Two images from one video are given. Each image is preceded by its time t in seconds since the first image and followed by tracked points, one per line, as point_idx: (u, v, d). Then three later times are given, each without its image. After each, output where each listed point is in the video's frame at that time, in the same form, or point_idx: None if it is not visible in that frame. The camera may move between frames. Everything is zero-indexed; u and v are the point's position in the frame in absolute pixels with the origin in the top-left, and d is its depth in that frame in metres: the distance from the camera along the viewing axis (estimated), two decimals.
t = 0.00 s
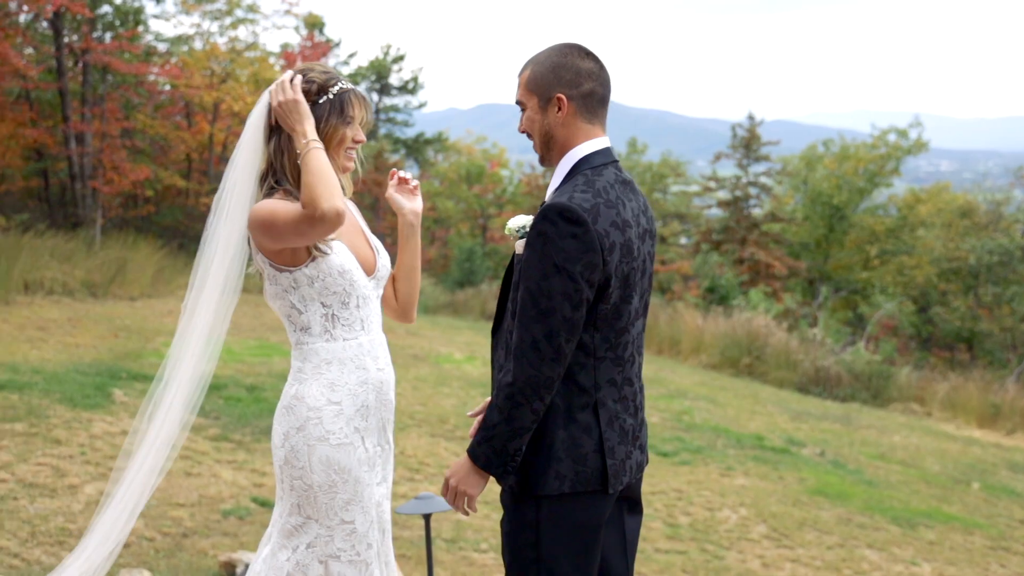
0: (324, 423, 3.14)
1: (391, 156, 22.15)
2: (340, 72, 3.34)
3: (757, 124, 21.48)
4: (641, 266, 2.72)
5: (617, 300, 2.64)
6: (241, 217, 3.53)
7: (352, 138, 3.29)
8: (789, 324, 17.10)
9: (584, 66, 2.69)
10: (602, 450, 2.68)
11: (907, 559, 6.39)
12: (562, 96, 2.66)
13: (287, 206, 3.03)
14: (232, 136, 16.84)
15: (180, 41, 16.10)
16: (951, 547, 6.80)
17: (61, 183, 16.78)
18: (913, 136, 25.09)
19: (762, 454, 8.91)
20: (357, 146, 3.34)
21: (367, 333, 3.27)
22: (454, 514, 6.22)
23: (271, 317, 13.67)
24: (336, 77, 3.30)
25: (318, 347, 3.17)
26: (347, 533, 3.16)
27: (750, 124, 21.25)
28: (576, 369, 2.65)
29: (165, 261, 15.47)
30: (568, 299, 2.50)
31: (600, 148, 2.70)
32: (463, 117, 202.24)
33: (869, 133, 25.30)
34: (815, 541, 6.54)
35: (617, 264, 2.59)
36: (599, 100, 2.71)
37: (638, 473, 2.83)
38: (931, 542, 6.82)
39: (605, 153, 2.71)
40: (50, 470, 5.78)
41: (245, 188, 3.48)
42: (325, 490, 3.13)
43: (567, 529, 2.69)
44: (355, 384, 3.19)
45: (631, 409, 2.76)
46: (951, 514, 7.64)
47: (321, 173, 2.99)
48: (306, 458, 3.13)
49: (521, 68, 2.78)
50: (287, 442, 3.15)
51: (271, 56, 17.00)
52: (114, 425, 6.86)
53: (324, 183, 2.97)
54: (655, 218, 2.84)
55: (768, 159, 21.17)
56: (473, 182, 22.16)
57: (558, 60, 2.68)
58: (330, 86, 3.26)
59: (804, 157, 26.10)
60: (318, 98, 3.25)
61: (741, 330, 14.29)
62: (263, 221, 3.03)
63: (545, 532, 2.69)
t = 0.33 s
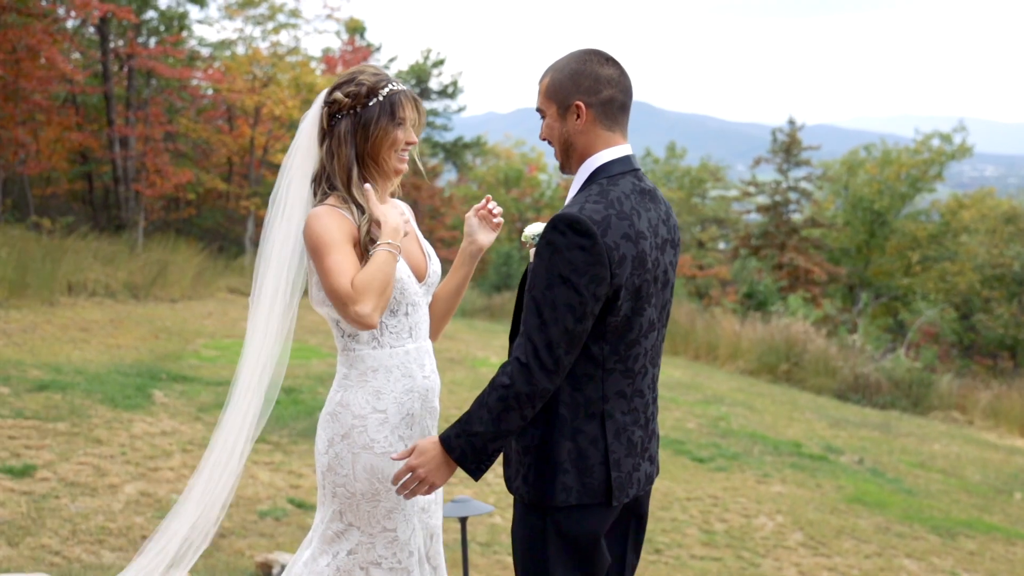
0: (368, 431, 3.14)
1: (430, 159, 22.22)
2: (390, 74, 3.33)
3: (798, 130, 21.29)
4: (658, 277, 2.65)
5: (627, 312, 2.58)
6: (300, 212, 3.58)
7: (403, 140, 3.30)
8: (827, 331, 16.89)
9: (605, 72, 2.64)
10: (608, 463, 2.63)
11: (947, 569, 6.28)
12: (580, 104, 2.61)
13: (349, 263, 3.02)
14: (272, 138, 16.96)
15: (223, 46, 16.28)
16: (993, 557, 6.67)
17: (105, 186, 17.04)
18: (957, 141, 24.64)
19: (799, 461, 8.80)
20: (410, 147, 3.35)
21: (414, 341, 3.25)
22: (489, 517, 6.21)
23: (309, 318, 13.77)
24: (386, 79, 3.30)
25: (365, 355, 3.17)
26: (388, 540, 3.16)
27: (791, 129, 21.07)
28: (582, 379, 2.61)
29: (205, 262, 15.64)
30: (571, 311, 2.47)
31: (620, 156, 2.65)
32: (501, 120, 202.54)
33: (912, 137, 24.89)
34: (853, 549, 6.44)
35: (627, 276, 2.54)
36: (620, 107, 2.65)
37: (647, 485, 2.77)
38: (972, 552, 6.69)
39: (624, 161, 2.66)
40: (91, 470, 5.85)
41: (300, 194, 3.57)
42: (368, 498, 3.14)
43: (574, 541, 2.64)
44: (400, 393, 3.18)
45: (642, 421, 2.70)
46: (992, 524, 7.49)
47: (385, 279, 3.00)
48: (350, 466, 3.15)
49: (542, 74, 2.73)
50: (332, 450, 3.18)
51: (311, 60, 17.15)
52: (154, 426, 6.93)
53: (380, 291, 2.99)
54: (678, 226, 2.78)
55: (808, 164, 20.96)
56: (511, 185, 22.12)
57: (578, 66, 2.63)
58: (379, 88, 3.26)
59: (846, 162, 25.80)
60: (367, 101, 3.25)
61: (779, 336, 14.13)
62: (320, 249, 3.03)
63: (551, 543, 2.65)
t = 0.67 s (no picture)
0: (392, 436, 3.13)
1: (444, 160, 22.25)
2: (417, 73, 3.34)
3: (813, 129, 21.21)
4: (659, 281, 2.68)
5: (627, 315, 2.61)
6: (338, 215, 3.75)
7: (428, 139, 3.29)
8: (843, 331, 16.81)
9: (609, 74, 2.65)
10: (604, 466, 2.67)
11: (964, 570, 6.24)
12: (584, 105, 2.63)
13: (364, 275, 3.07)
14: (287, 140, 17.01)
15: (237, 47, 16.25)
16: (1010, 559, 6.62)
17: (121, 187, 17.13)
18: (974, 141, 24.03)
19: (815, 462, 8.76)
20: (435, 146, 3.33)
21: (441, 344, 3.25)
22: (503, 518, 6.21)
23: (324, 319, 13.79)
24: (412, 77, 3.30)
25: (390, 358, 3.17)
26: (412, 544, 3.14)
27: (806, 128, 21.00)
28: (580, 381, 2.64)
29: (220, 263, 15.70)
30: (570, 312, 2.49)
31: (622, 159, 2.67)
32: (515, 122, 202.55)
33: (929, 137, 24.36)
34: (869, 551, 6.41)
35: (629, 278, 2.56)
36: (623, 111, 2.67)
37: (643, 490, 2.81)
38: (989, 555, 6.64)
39: (627, 164, 2.68)
40: (108, 469, 5.88)
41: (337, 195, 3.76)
42: (392, 503, 3.12)
43: (570, 543, 2.68)
44: (425, 397, 3.17)
45: (637, 426, 2.74)
46: (1010, 526, 7.43)
47: (391, 286, 3.00)
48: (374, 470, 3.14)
49: (546, 75, 2.75)
50: (356, 453, 3.17)
51: (326, 61, 17.22)
52: (170, 425, 6.96)
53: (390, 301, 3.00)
54: (679, 230, 2.81)
55: (823, 163, 20.88)
56: (525, 186, 22.04)
57: (582, 68, 2.65)
58: (406, 86, 3.26)
59: (861, 162, 25.69)
60: (393, 99, 3.25)
61: (794, 336, 14.09)
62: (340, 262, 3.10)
63: (552, 544, 2.69)
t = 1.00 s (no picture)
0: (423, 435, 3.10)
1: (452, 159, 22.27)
2: (442, 73, 3.26)
3: (821, 128, 21.17)
4: (657, 281, 2.72)
5: (628, 315, 2.65)
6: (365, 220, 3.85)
7: (455, 140, 3.23)
8: (851, 330, 16.78)
9: (612, 78, 2.66)
10: (608, 462, 2.70)
11: (973, 570, 6.21)
12: (584, 106, 2.63)
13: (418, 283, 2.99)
14: (295, 140, 17.00)
15: (245, 47, 16.33)
16: (1020, 559, 6.58)
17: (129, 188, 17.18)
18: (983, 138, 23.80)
19: (823, 461, 8.73)
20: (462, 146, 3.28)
21: (471, 343, 3.22)
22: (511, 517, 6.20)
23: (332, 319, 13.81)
24: (437, 78, 3.22)
25: (420, 358, 3.14)
26: (439, 544, 3.09)
27: (813, 126, 20.95)
28: (583, 379, 2.66)
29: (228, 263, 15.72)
30: (576, 314, 2.49)
31: (620, 160, 2.68)
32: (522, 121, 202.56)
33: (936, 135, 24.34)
34: (878, 550, 6.39)
35: (632, 279, 2.59)
36: (623, 114, 2.68)
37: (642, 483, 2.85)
38: (999, 554, 6.61)
39: (624, 165, 2.70)
40: (117, 469, 5.89)
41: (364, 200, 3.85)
42: (421, 503, 3.09)
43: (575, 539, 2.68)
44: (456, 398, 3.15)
45: (637, 421, 2.78)
46: (1019, 526, 7.39)
47: (444, 305, 2.89)
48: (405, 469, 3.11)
49: (546, 71, 2.74)
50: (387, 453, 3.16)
51: (333, 61, 17.24)
52: (178, 425, 6.97)
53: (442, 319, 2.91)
54: (672, 229, 2.85)
55: (831, 162, 20.82)
56: (532, 185, 21.96)
57: (586, 69, 2.65)
58: (431, 88, 3.18)
59: (870, 160, 25.64)
60: (418, 101, 3.18)
61: (803, 335, 14.05)
62: (384, 268, 2.99)
63: (557, 541, 2.68)
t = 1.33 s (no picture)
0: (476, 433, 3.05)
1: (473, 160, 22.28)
2: (484, 72, 3.23)
3: (844, 128, 21.03)
4: (670, 276, 2.81)
5: (644, 309, 2.74)
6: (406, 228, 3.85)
7: (502, 136, 3.19)
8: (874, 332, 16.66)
9: (619, 79, 2.78)
10: (633, 455, 2.77)
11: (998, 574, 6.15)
12: (591, 106, 2.75)
13: (481, 287, 2.94)
14: (317, 141, 17.01)
15: (268, 49, 16.44)
16: None
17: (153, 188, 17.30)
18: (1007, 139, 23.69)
19: (846, 463, 8.67)
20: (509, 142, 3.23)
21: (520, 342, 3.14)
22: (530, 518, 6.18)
23: (352, 321, 13.84)
24: (479, 77, 3.20)
25: (468, 358, 3.08)
26: (494, 542, 3.04)
27: (836, 127, 20.82)
28: (605, 374, 2.75)
29: (250, 264, 15.79)
30: (591, 309, 2.60)
31: (628, 158, 2.79)
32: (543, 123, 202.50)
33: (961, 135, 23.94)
34: (901, 553, 6.33)
35: (644, 274, 2.69)
36: (629, 116, 2.80)
37: (666, 475, 2.93)
38: None
39: (632, 163, 2.80)
40: (140, 468, 5.92)
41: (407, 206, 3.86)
42: (475, 500, 3.05)
43: (601, 532, 2.77)
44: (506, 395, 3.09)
45: (659, 415, 2.86)
46: None
47: (525, 320, 2.82)
48: (458, 468, 3.07)
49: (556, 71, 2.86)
50: (439, 452, 3.11)
51: (355, 62, 17.29)
52: (201, 425, 7.00)
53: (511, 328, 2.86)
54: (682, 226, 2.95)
55: (854, 162, 20.67)
56: (554, 186, 21.95)
57: (595, 69, 2.77)
58: (474, 86, 3.16)
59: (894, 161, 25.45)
60: (462, 100, 3.15)
61: (825, 337, 13.97)
62: (443, 268, 2.95)
63: (583, 535, 2.77)
